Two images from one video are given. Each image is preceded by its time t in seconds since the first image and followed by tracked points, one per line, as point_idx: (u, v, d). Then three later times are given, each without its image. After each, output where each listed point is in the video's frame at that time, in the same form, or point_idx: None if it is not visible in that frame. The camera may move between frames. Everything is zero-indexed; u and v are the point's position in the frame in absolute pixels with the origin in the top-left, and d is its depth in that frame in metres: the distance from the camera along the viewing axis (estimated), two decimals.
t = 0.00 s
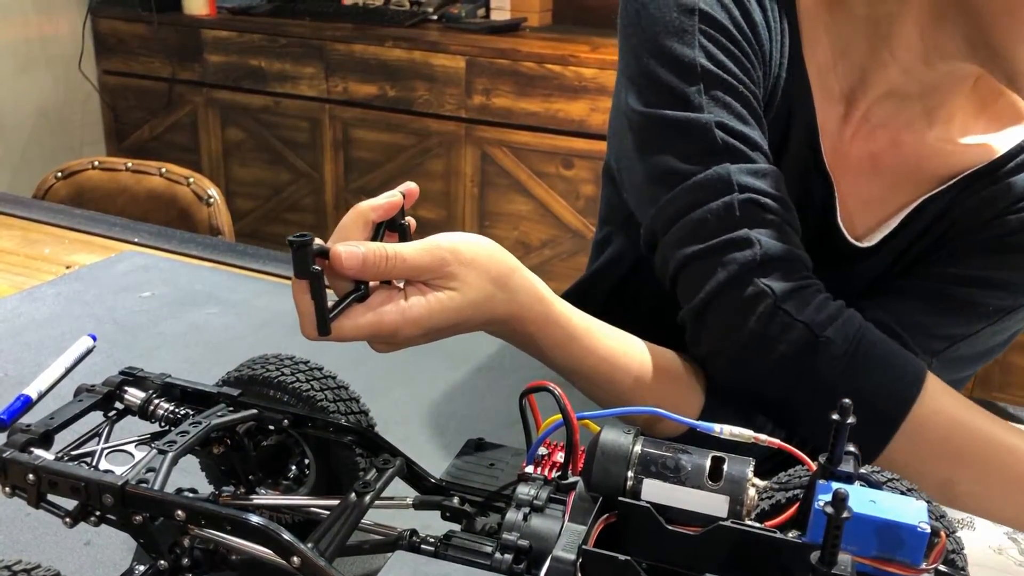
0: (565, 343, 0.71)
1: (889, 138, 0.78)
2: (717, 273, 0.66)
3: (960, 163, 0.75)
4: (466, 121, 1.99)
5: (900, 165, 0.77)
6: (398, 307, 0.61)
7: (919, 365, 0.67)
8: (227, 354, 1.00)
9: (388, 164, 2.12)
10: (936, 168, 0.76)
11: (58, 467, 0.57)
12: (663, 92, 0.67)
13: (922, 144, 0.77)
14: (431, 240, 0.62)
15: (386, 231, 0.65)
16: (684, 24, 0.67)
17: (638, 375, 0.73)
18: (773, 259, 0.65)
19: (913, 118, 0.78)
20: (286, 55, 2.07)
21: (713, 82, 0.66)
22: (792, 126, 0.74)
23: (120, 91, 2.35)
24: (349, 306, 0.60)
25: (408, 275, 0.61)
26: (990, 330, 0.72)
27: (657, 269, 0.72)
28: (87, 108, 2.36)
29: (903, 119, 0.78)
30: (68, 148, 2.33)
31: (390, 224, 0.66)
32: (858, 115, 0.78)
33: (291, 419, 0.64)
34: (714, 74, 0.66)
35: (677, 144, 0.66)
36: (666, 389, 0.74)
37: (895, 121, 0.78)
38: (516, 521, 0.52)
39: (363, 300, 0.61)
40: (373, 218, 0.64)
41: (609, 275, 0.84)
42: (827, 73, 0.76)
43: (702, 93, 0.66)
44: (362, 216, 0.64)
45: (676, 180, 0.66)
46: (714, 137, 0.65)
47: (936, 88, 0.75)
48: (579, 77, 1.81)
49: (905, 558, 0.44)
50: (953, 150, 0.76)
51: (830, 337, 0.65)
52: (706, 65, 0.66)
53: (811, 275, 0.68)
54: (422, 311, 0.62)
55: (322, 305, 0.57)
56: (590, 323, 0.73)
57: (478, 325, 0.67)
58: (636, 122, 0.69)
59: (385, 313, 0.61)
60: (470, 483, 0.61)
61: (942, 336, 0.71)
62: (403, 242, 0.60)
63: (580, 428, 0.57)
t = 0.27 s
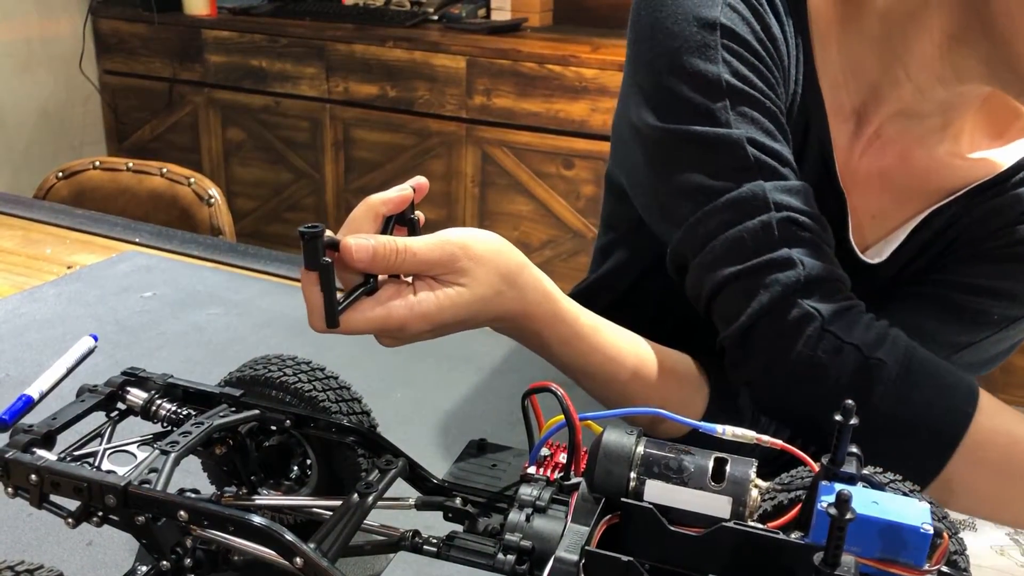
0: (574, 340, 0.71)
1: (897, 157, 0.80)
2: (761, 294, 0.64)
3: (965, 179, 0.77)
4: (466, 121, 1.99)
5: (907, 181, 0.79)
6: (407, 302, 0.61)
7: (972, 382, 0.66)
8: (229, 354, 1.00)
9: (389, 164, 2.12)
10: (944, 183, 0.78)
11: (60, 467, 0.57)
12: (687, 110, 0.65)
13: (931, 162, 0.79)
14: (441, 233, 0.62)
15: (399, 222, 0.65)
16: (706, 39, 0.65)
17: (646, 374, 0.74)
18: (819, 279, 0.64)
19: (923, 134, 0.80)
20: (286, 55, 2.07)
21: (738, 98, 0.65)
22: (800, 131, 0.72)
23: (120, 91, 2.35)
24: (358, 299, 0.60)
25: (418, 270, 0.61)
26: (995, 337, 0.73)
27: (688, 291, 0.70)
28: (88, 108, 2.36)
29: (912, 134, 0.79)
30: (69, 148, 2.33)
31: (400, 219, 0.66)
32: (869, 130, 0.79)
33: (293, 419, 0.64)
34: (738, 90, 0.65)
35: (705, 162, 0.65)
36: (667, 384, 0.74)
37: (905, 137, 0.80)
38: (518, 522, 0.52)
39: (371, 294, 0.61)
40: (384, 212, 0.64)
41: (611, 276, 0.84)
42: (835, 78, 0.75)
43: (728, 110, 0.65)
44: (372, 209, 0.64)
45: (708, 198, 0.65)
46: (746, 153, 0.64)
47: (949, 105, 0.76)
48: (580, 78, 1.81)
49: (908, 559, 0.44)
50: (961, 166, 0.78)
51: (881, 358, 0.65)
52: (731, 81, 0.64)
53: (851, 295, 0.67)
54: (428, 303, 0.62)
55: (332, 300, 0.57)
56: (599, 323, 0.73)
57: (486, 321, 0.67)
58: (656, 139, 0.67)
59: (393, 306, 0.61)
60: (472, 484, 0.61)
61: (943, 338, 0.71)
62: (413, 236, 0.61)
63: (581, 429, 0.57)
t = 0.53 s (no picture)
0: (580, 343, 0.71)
1: (900, 156, 0.79)
2: (762, 299, 0.64)
3: (966, 177, 0.76)
4: (467, 121, 1.99)
5: (908, 182, 0.79)
6: (409, 305, 0.61)
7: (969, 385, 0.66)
8: (229, 354, 1.00)
9: (389, 164, 2.12)
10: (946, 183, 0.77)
11: (60, 466, 0.57)
12: (690, 111, 0.65)
13: (932, 163, 0.78)
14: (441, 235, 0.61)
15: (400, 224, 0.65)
16: (709, 41, 0.65)
17: (649, 375, 0.73)
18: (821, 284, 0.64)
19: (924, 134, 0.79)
20: (287, 55, 2.06)
21: (740, 101, 0.65)
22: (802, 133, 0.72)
23: (120, 90, 2.34)
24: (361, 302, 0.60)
25: (419, 272, 0.61)
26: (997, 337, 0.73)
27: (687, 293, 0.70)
28: (88, 107, 2.36)
29: (914, 134, 0.79)
30: (68, 147, 2.33)
31: (402, 221, 0.66)
32: (869, 133, 0.79)
33: (293, 418, 0.64)
34: (739, 92, 0.65)
35: (706, 165, 0.65)
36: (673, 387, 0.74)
37: (906, 138, 0.79)
38: (519, 522, 0.51)
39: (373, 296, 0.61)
40: (385, 214, 0.64)
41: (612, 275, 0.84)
42: (835, 78, 0.75)
43: (729, 113, 0.65)
44: (374, 212, 0.64)
45: (710, 202, 0.65)
46: (749, 157, 0.64)
47: (951, 106, 0.75)
48: (580, 77, 1.81)
49: (910, 559, 0.44)
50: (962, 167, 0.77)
51: (882, 364, 0.65)
52: (735, 84, 0.65)
53: (851, 300, 0.67)
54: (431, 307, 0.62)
55: (334, 303, 0.56)
56: (601, 324, 0.73)
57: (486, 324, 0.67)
58: (656, 140, 0.67)
59: (395, 310, 0.61)
60: (472, 483, 0.61)
61: (943, 338, 0.72)
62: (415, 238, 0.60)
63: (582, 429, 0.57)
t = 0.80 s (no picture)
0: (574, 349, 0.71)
1: (892, 146, 0.79)
2: (728, 287, 0.65)
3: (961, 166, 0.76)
4: (467, 121, 1.99)
5: (898, 172, 0.78)
6: (410, 331, 0.61)
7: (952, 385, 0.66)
8: (230, 353, 1.00)
9: (389, 164, 2.12)
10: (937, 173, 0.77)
11: (61, 465, 0.57)
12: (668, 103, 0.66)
13: (924, 151, 0.78)
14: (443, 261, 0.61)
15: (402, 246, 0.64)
16: (690, 32, 0.66)
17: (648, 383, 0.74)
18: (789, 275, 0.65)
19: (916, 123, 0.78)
20: (287, 55, 2.07)
21: (720, 93, 0.66)
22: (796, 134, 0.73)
23: (121, 90, 2.34)
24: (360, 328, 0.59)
25: (420, 295, 0.60)
26: (994, 329, 0.74)
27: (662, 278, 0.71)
28: (89, 107, 2.36)
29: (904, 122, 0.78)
30: (69, 147, 2.33)
31: (402, 240, 0.65)
32: (860, 120, 0.78)
33: (293, 417, 0.64)
34: (718, 85, 0.65)
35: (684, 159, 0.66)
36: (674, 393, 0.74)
37: (897, 125, 0.79)
38: (519, 521, 0.51)
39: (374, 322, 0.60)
40: (384, 235, 0.63)
41: (611, 275, 0.84)
42: (828, 76, 0.76)
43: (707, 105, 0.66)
44: (373, 233, 0.63)
45: (683, 191, 0.66)
46: (724, 146, 0.64)
47: (944, 92, 0.76)
48: (581, 77, 1.81)
49: (909, 558, 0.44)
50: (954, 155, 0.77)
51: (846, 355, 0.65)
52: (714, 74, 0.65)
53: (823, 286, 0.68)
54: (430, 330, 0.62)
55: (334, 331, 0.56)
56: (603, 336, 0.73)
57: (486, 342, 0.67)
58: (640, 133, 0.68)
59: (396, 336, 0.60)
60: (472, 483, 0.61)
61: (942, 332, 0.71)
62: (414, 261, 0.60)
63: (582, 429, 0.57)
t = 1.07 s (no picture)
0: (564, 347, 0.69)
1: (885, 130, 0.74)
2: (637, 214, 0.65)
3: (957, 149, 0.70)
4: (468, 120, 1.99)
5: (892, 163, 0.73)
6: (413, 359, 0.60)
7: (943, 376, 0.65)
8: (231, 352, 1.00)
9: (390, 163, 2.12)
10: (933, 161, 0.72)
11: (62, 464, 0.57)
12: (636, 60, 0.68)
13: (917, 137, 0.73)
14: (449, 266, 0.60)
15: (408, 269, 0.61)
16: None
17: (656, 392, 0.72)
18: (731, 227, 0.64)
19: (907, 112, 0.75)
20: (288, 54, 2.06)
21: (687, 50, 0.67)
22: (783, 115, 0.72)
23: (122, 89, 2.34)
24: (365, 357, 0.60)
25: (423, 322, 0.59)
26: (995, 321, 0.68)
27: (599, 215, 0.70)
28: (90, 106, 2.36)
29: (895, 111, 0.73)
30: (70, 146, 2.33)
31: (402, 261, 0.63)
32: (847, 110, 0.74)
33: (294, 416, 0.64)
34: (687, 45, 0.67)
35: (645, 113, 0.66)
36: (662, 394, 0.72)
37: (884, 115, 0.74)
38: (520, 519, 0.51)
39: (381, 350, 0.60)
40: (387, 259, 0.60)
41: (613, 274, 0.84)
42: (817, 59, 0.74)
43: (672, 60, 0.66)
44: (374, 258, 0.60)
45: (625, 127, 0.67)
46: (675, 93, 0.65)
47: (929, 77, 0.70)
48: (582, 76, 1.81)
49: (911, 557, 0.44)
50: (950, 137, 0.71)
51: (736, 286, 0.63)
52: (687, 31, 0.67)
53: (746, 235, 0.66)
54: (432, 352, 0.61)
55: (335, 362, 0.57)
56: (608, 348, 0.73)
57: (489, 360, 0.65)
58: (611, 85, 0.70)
59: (399, 365, 0.60)
60: (473, 481, 0.61)
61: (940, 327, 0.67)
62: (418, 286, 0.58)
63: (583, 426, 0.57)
